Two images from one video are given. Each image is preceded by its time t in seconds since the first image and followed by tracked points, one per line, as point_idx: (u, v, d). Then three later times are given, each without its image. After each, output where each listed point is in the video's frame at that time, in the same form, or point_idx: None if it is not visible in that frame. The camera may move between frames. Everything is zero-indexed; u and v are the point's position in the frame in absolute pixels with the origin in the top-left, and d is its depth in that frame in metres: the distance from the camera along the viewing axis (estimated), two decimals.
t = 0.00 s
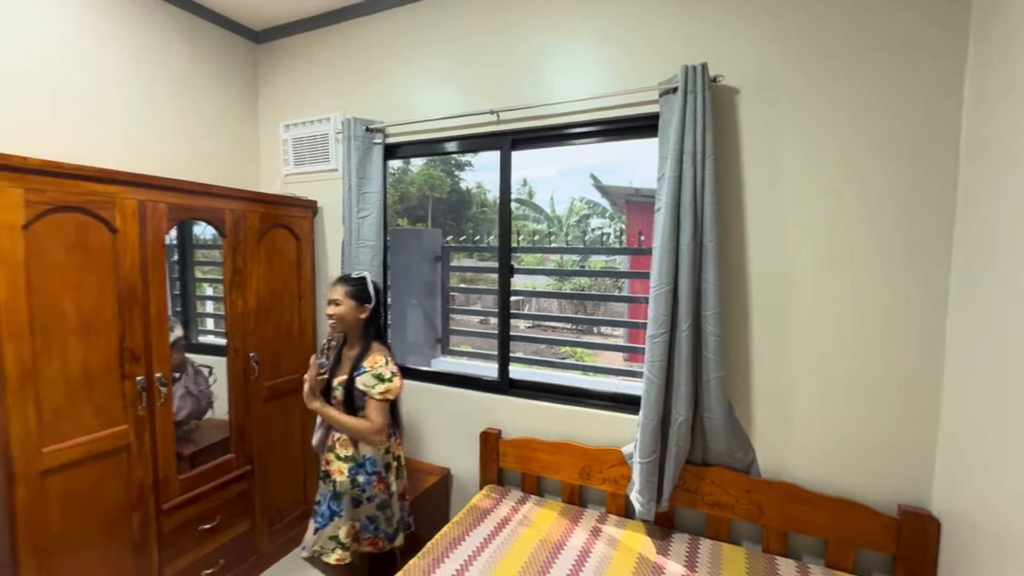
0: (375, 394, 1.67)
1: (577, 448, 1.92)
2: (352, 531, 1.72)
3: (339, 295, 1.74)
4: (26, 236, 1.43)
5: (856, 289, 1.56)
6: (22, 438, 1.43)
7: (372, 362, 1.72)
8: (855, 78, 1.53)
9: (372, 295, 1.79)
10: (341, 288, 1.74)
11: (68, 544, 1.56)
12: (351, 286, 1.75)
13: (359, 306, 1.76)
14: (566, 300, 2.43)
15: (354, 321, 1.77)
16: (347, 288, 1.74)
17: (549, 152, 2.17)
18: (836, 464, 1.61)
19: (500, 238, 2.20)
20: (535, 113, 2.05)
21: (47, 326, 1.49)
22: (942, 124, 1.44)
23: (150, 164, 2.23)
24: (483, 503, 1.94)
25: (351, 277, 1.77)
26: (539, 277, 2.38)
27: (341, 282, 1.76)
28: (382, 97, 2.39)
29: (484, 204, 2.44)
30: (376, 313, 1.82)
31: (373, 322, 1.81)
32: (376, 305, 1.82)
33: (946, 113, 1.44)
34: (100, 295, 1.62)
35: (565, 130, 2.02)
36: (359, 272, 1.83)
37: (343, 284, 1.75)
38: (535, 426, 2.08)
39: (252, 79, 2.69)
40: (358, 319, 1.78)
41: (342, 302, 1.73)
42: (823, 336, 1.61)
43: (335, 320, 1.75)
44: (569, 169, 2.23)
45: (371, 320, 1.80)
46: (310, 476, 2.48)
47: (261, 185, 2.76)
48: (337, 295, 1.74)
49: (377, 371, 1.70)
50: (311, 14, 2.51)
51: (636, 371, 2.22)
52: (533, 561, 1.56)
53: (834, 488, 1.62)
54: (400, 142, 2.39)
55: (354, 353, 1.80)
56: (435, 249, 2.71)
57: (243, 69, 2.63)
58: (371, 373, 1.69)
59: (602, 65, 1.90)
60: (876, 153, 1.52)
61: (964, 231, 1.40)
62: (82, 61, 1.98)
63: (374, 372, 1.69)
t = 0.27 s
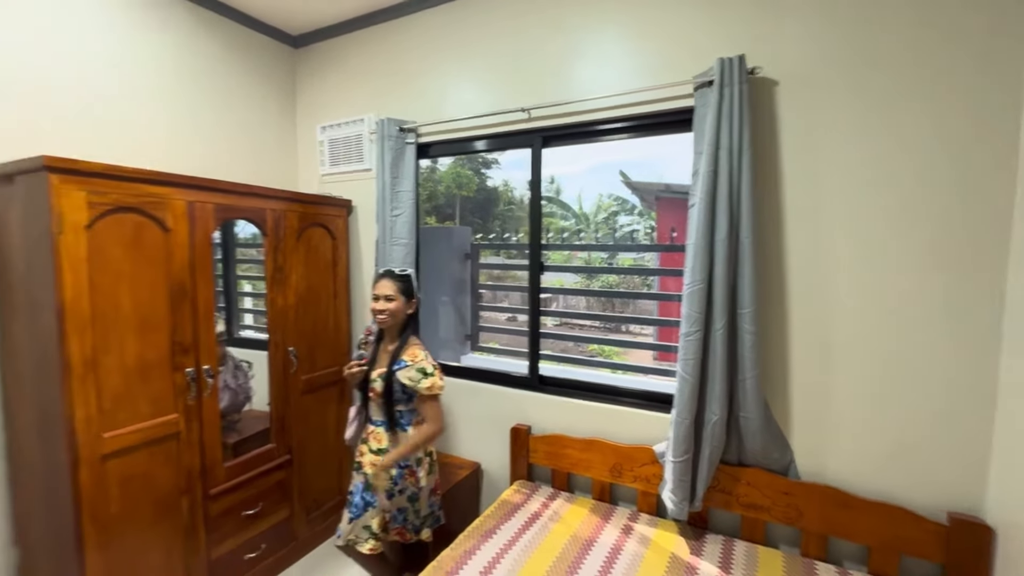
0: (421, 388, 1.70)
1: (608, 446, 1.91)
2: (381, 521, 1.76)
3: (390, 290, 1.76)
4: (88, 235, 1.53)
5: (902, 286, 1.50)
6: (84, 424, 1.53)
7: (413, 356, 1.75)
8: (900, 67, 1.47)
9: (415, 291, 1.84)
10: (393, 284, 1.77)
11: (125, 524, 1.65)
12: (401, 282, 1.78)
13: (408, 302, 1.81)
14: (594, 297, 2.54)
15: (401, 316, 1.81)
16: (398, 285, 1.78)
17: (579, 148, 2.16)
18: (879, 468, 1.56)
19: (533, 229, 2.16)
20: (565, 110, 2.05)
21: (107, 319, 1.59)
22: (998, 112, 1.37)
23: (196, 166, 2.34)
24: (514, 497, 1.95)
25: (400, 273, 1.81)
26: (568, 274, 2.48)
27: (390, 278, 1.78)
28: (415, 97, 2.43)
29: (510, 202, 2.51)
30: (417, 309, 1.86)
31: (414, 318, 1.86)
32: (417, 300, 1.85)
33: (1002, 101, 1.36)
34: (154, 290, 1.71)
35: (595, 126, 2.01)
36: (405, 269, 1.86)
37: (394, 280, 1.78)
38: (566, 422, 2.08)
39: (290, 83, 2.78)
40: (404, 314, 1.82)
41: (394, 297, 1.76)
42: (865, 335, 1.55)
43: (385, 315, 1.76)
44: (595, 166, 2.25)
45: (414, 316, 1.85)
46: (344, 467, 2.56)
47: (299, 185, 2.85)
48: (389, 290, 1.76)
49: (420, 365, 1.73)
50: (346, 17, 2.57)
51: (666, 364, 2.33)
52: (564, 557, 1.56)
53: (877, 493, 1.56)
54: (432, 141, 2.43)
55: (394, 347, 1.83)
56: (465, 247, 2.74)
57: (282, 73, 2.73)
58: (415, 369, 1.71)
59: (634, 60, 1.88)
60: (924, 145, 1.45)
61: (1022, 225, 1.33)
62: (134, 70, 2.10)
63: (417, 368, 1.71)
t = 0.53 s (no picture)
0: (464, 385, 1.74)
1: (646, 445, 1.89)
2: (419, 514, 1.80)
3: (434, 286, 1.80)
4: (152, 233, 1.63)
5: (962, 283, 1.42)
6: (149, 410, 1.64)
7: (457, 353, 1.79)
8: (960, 53, 1.40)
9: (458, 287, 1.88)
10: (437, 280, 1.80)
11: (184, 505, 1.76)
12: (444, 278, 1.82)
13: (451, 298, 1.84)
14: (628, 294, 2.51)
15: (445, 311, 1.84)
16: (442, 281, 1.82)
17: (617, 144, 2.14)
18: (935, 474, 1.48)
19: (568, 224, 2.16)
20: (603, 105, 2.03)
21: (168, 313, 1.69)
22: None
23: (247, 167, 2.44)
24: (549, 493, 1.96)
25: (442, 270, 1.84)
26: (601, 272, 2.47)
27: (434, 274, 1.81)
28: (453, 96, 2.47)
29: (542, 200, 2.53)
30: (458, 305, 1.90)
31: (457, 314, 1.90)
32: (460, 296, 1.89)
33: None
34: (210, 286, 1.81)
35: (632, 121, 1.99)
36: (445, 265, 1.90)
37: (438, 276, 1.81)
38: (602, 420, 2.07)
39: (332, 86, 2.87)
40: (447, 309, 1.86)
41: (437, 294, 1.80)
42: (921, 335, 1.48)
43: (430, 309, 1.79)
44: (629, 161, 2.20)
45: (457, 312, 1.89)
46: (383, 459, 2.63)
47: (340, 185, 2.94)
48: (433, 286, 1.80)
49: (464, 361, 1.77)
50: (386, 20, 2.63)
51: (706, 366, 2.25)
52: (601, 554, 1.56)
53: (932, 500, 1.49)
54: (469, 140, 2.46)
55: (436, 342, 1.87)
56: (500, 245, 2.77)
57: (324, 77, 2.81)
58: (460, 365, 1.75)
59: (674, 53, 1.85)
60: (989, 134, 1.37)
61: None
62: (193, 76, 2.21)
63: (461, 365, 1.75)
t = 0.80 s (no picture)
0: (501, 381, 1.72)
1: (684, 443, 1.85)
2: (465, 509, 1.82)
3: (469, 280, 1.81)
4: (206, 230, 1.71)
5: None
6: (203, 397, 1.73)
7: (497, 347, 1.77)
8: None
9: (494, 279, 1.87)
10: (472, 274, 1.81)
11: (235, 488, 1.85)
12: (479, 271, 1.82)
13: (488, 291, 1.84)
14: (663, 291, 2.36)
15: (482, 305, 1.84)
16: (477, 274, 1.82)
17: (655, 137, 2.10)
18: (998, 482, 1.40)
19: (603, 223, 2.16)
20: (641, 97, 2.00)
21: (220, 305, 1.77)
22: None
23: (292, 165, 2.53)
24: (584, 489, 1.96)
25: (477, 263, 1.84)
26: (633, 267, 2.30)
27: (469, 268, 1.82)
28: (489, 93, 2.48)
29: (575, 196, 2.48)
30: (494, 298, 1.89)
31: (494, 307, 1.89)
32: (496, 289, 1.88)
33: None
34: (259, 280, 1.89)
35: (671, 113, 1.95)
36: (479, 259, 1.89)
37: (473, 269, 1.82)
38: (638, 417, 2.04)
39: (371, 86, 2.93)
40: (484, 302, 1.85)
41: (474, 287, 1.80)
42: (983, 334, 1.39)
43: (466, 304, 1.81)
44: (664, 155, 2.15)
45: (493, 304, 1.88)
46: (420, 450, 2.68)
47: (378, 182, 3.00)
48: (468, 280, 1.81)
49: (504, 357, 1.75)
50: (423, 19, 2.67)
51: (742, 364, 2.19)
52: (637, 552, 1.55)
53: (995, 510, 1.41)
54: (504, 135, 2.47)
55: (474, 336, 1.87)
56: (534, 240, 2.69)
57: (363, 77, 2.88)
58: (499, 361, 1.74)
59: (716, 42, 1.80)
60: None
61: None
62: (242, 78, 2.31)
63: (501, 360, 1.74)
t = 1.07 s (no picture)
0: (538, 376, 1.71)
1: (722, 443, 1.81)
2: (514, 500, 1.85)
3: (507, 274, 1.81)
4: (253, 226, 1.78)
5: None
6: (250, 386, 1.81)
7: (536, 342, 1.77)
8: None
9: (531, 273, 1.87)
10: (509, 268, 1.81)
11: (280, 474, 1.93)
12: (517, 265, 1.82)
13: (525, 285, 1.84)
14: (699, 287, 2.26)
15: (520, 299, 1.83)
16: (514, 268, 1.81)
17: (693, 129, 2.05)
18: None
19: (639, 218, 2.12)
20: (680, 88, 1.95)
21: (266, 298, 1.84)
22: None
23: (331, 163, 2.60)
24: (618, 486, 1.94)
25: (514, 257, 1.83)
26: (667, 264, 2.20)
27: (506, 262, 1.82)
28: (523, 88, 2.47)
29: (608, 191, 2.44)
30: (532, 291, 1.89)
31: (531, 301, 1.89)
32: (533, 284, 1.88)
33: None
34: (301, 274, 1.95)
35: (710, 104, 1.91)
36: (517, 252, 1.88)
37: (510, 264, 1.82)
38: (674, 415, 2.01)
39: (407, 84, 2.97)
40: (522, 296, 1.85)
41: (512, 281, 1.80)
42: None
43: (504, 298, 1.80)
44: (702, 148, 2.09)
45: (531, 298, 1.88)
46: (453, 442, 2.73)
47: (414, 179, 3.05)
48: (505, 274, 1.80)
49: (542, 351, 1.74)
50: (458, 16, 2.68)
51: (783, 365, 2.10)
52: (672, 552, 1.53)
53: None
54: (538, 131, 2.46)
55: (512, 330, 1.86)
56: (568, 236, 2.68)
57: (400, 75, 2.92)
58: (536, 356, 1.73)
59: (759, 30, 1.74)
60: None
61: None
62: (285, 79, 2.38)
63: (538, 355, 1.73)
